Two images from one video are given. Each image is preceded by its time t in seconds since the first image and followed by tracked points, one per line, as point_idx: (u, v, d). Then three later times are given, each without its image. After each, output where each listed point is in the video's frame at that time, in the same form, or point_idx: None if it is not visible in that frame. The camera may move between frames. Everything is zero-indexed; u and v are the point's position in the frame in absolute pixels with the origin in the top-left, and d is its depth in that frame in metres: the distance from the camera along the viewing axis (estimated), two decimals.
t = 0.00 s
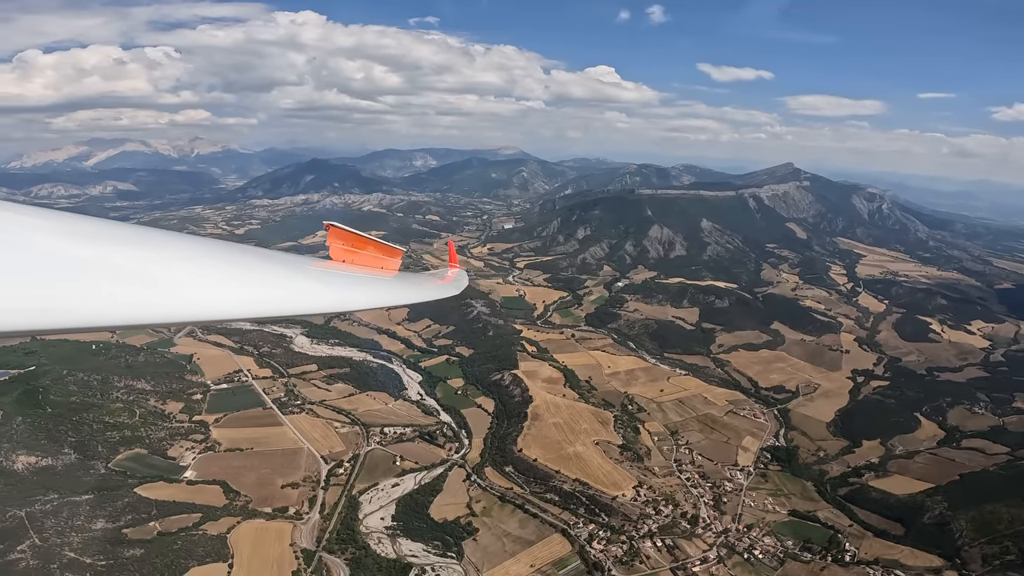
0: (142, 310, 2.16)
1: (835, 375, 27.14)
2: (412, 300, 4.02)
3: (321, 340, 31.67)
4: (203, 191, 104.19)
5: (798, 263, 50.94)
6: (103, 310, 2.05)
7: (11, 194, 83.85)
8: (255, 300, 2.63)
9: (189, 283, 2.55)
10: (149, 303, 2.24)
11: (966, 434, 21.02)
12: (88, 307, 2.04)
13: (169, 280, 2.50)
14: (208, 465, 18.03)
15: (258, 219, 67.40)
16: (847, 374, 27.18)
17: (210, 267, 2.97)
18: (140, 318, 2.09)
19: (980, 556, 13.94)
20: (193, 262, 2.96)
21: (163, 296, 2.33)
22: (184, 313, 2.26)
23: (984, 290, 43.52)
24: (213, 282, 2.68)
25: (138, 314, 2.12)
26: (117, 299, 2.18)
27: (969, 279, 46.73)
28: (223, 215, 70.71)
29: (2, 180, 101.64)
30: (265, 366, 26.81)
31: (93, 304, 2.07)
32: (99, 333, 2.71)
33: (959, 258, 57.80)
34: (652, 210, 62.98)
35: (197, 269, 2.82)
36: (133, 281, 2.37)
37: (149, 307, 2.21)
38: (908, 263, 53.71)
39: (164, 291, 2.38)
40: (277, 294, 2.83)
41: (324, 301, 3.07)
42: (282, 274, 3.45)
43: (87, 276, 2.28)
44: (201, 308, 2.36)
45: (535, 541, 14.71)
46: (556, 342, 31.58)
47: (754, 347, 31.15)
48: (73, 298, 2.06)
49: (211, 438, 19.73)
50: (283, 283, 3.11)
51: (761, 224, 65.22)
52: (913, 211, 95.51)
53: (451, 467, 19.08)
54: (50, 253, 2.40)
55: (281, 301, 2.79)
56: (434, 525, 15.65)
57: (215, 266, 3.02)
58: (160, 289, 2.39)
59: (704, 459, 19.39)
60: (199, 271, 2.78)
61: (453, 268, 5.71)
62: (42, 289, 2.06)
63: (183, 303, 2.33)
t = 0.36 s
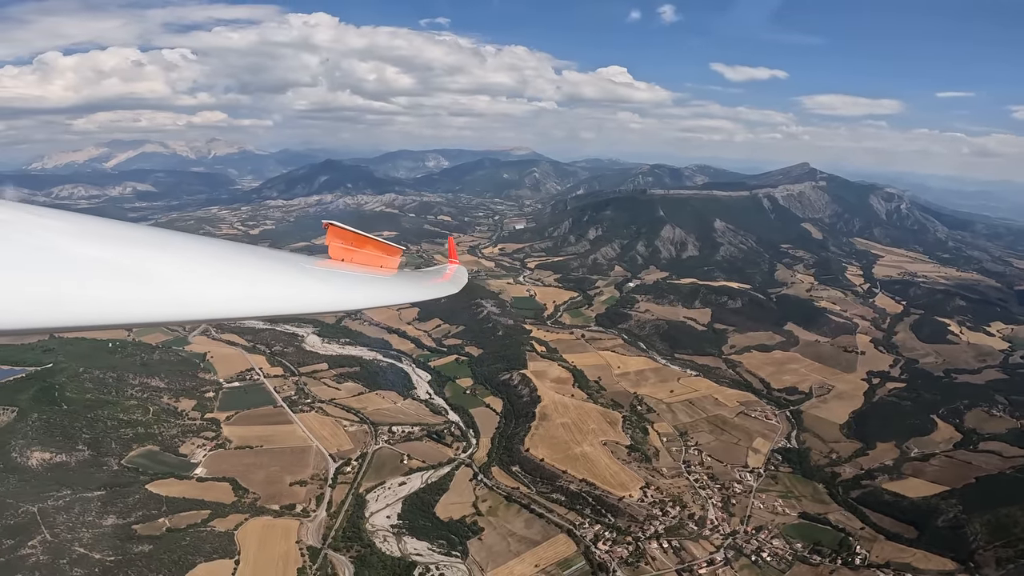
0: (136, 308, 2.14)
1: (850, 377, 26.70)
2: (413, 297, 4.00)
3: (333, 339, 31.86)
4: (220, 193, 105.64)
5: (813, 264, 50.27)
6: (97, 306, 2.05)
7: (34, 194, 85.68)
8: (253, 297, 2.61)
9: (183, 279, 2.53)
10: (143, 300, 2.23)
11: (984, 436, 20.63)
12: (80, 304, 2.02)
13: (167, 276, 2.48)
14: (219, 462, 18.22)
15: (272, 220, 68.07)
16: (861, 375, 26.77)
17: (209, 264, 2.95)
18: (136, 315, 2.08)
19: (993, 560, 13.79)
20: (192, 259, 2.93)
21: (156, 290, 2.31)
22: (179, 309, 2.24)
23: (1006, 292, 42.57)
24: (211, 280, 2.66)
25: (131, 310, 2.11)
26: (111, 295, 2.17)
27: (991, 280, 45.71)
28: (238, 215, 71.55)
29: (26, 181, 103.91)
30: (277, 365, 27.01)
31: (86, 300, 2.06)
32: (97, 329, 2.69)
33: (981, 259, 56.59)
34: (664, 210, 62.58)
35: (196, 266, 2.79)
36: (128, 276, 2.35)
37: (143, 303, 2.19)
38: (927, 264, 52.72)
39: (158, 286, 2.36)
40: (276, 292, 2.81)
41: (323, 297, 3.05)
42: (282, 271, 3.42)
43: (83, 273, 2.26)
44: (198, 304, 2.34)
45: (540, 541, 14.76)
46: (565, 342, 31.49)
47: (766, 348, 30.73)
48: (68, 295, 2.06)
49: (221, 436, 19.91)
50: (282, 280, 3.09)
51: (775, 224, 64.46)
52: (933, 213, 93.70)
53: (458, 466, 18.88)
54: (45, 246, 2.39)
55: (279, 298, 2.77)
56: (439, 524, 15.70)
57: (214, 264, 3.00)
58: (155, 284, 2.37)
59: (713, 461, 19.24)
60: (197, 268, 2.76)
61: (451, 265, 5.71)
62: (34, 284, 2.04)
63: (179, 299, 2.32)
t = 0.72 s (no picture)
0: (129, 307, 2.07)
1: (858, 378, 26.43)
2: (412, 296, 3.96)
3: (339, 338, 31.96)
4: (230, 193, 106.39)
5: (823, 264, 49.86)
6: (89, 308, 1.98)
7: (49, 193, 86.84)
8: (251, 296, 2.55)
9: (179, 279, 2.45)
10: (135, 299, 2.15)
11: (994, 438, 20.40)
12: (70, 304, 1.95)
13: (162, 277, 2.41)
14: (223, 459, 18.30)
15: (281, 220, 68.46)
16: (870, 376, 26.51)
17: (205, 264, 2.88)
18: (130, 314, 2.02)
19: (1000, 562, 13.56)
20: (186, 258, 2.85)
21: (150, 291, 2.25)
22: (172, 308, 2.17)
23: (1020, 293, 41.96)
24: (207, 280, 2.60)
25: (124, 310, 2.04)
26: (101, 295, 2.09)
27: (1004, 281, 45.09)
28: (247, 214, 71.97)
29: (41, 181, 105.29)
30: (282, 363, 27.11)
31: (75, 301, 1.99)
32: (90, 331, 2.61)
33: (994, 259, 55.84)
34: (672, 210, 62.31)
35: (190, 265, 2.72)
36: (120, 276, 2.28)
37: (135, 304, 2.12)
38: (939, 263, 52.08)
39: (151, 286, 2.28)
40: (274, 292, 2.76)
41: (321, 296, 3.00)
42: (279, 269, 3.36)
43: (74, 273, 2.19)
44: (193, 305, 2.27)
45: (541, 541, 14.73)
46: (571, 341, 31.40)
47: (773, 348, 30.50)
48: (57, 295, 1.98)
49: (227, 433, 20.00)
50: (279, 279, 3.03)
51: (784, 224, 63.97)
52: (946, 213, 92.55)
53: (460, 464, 19.03)
54: (37, 246, 2.33)
55: (276, 299, 2.72)
56: (441, 522, 15.73)
57: (210, 263, 2.93)
58: (147, 285, 2.29)
59: (717, 461, 19.13)
60: (191, 268, 2.69)
61: (447, 261, 5.68)
62: (22, 285, 1.97)
63: (175, 299, 2.25)
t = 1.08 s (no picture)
0: (126, 308, 2.06)
1: (867, 379, 26.17)
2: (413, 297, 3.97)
3: (345, 337, 32.05)
4: (240, 193, 107.06)
5: (832, 265, 49.47)
6: (82, 309, 1.96)
7: (62, 194, 87.74)
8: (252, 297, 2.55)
9: (176, 281, 2.43)
10: (132, 300, 2.14)
11: (1004, 440, 20.18)
12: (63, 305, 1.94)
13: (160, 277, 2.40)
14: (227, 456, 18.36)
15: (289, 219, 68.81)
16: (879, 378, 26.28)
17: (205, 263, 2.87)
18: (128, 316, 2.02)
19: (1008, 566, 13.38)
20: (184, 259, 2.83)
21: (146, 292, 2.22)
22: (168, 309, 2.16)
23: None
24: (206, 281, 2.58)
25: (123, 311, 2.04)
26: (96, 296, 2.08)
27: (1017, 283, 44.48)
28: (256, 214, 72.49)
29: (54, 181, 106.53)
30: (288, 361, 27.22)
31: (75, 302, 1.99)
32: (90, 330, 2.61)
33: (1007, 261, 55.13)
34: (679, 210, 62.06)
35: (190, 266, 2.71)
36: (117, 277, 2.27)
37: (131, 304, 2.10)
38: (951, 265, 51.46)
39: (147, 287, 2.27)
40: (275, 293, 2.76)
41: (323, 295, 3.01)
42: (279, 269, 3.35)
43: (71, 272, 2.17)
44: (193, 306, 2.27)
45: (542, 540, 14.69)
46: (576, 341, 31.34)
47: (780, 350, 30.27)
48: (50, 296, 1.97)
49: (231, 430, 20.08)
50: (281, 279, 3.02)
51: (793, 225, 63.44)
52: (960, 215, 91.47)
53: (463, 463, 19.06)
54: (34, 247, 2.31)
55: (278, 300, 2.72)
56: (442, 521, 15.76)
57: (210, 263, 2.92)
58: (143, 285, 2.27)
59: (722, 462, 19.01)
60: (190, 267, 2.67)
61: (447, 260, 5.68)
62: (17, 284, 1.97)
63: (171, 300, 2.24)
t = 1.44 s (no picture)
0: (127, 318, 2.07)
1: (876, 381, 25.92)
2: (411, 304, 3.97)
3: (351, 337, 32.15)
4: (250, 194, 107.84)
5: (842, 267, 49.07)
6: (66, 318, 1.93)
7: (75, 194, 88.73)
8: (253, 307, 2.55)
9: (169, 290, 2.40)
10: (131, 310, 2.13)
11: (1015, 442, 19.91)
12: (63, 316, 1.94)
13: (161, 287, 2.40)
14: (231, 455, 18.44)
15: (298, 219, 69.21)
16: (889, 380, 26.04)
17: (205, 272, 2.86)
18: (130, 326, 2.02)
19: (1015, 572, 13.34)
20: (185, 268, 2.82)
21: (135, 302, 2.19)
22: (167, 318, 2.15)
23: None
24: (208, 290, 2.59)
25: (125, 321, 2.04)
26: (96, 305, 2.07)
27: None
28: (266, 215, 73.01)
29: (68, 182, 107.83)
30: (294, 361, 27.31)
31: (76, 311, 1.98)
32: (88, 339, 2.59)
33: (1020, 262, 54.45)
34: (687, 212, 61.82)
35: (190, 275, 2.71)
36: (117, 287, 2.26)
37: (132, 314, 2.10)
38: (964, 266, 50.87)
39: (148, 297, 2.27)
40: (276, 303, 2.76)
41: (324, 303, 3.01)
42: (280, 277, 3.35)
43: (71, 283, 2.17)
44: (195, 314, 2.27)
45: (543, 541, 14.61)
46: (582, 342, 31.27)
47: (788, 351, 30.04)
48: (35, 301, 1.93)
49: (236, 429, 20.17)
50: (281, 288, 3.02)
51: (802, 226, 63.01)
52: (974, 215, 90.36)
53: (466, 464, 19.03)
54: (30, 252, 2.29)
55: (279, 309, 2.72)
56: (442, 521, 15.71)
57: (210, 272, 2.91)
58: (144, 295, 2.26)
59: (727, 464, 18.91)
60: (191, 277, 2.68)
61: (446, 270, 5.69)
62: (16, 294, 1.95)
63: (171, 309, 2.23)
